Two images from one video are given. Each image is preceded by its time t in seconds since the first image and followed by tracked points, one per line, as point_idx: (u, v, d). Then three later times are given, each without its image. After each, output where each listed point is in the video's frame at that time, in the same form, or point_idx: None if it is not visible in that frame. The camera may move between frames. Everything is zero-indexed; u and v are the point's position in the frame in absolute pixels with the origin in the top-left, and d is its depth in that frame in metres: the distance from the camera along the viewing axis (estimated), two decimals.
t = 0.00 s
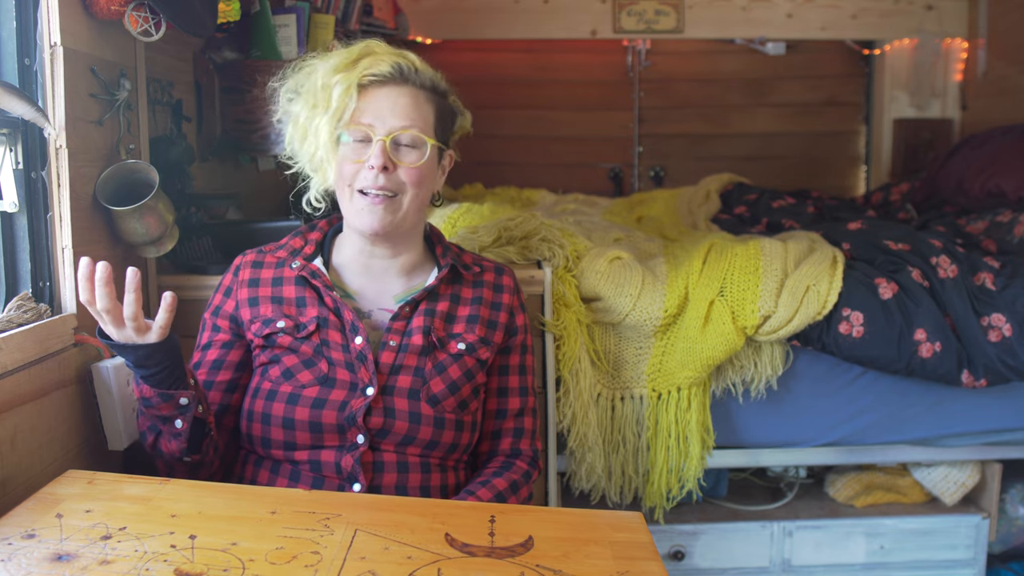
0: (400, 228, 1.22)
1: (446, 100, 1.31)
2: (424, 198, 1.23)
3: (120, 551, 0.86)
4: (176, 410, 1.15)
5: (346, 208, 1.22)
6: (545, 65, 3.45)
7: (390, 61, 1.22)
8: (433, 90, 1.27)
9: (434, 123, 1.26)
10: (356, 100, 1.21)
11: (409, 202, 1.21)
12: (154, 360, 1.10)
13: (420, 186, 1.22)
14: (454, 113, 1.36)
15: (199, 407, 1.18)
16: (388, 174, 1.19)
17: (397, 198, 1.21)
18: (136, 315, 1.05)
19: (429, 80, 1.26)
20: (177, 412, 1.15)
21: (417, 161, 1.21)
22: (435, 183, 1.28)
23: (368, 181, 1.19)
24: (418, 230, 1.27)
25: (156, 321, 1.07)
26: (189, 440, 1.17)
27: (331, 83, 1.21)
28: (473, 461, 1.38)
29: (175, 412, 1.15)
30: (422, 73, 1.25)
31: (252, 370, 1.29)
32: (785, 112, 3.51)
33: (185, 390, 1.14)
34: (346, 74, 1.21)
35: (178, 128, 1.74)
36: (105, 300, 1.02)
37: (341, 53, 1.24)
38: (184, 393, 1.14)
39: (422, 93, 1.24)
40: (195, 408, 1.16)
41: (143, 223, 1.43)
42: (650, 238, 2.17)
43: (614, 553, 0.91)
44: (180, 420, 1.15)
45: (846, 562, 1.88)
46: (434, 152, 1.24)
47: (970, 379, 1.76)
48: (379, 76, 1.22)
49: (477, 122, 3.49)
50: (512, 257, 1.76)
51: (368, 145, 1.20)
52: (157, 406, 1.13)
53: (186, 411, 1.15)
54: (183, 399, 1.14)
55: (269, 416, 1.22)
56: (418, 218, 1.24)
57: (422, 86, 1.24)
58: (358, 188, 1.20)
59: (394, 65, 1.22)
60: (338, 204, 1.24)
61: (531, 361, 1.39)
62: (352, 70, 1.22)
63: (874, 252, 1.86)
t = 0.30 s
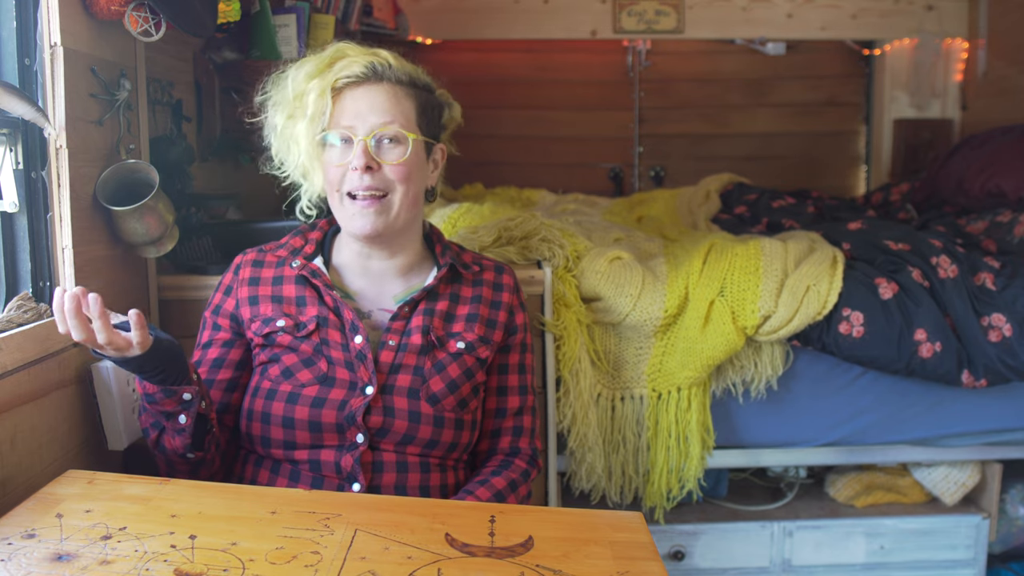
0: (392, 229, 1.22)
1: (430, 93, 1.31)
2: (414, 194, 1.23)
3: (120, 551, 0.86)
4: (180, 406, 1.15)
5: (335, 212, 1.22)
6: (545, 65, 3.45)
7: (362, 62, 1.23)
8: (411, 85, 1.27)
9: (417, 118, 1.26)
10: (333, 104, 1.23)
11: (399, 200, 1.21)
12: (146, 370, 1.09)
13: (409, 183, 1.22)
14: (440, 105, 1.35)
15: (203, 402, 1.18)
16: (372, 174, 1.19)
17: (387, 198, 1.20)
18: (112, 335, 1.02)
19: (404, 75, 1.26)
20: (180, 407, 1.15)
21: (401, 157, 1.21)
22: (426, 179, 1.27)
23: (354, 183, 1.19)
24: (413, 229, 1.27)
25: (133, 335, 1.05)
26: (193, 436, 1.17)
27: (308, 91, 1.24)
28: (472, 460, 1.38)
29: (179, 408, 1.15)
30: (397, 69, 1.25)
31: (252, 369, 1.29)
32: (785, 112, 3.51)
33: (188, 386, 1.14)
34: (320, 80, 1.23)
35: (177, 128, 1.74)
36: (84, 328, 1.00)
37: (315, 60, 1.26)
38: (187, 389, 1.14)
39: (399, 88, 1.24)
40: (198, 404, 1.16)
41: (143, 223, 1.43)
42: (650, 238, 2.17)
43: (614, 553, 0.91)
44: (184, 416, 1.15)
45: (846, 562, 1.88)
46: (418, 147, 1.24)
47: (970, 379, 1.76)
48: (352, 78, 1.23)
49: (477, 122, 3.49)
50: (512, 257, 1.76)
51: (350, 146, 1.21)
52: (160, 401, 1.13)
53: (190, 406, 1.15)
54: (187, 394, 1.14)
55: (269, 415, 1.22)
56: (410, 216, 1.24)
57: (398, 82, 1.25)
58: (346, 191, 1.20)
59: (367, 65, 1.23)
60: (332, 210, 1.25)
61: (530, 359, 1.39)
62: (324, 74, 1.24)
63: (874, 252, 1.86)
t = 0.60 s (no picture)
0: (411, 233, 1.23)
1: (434, 95, 1.31)
2: (430, 197, 1.24)
3: (120, 551, 0.86)
4: (179, 407, 1.15)
5: (355, 219, 1.22)
6: (545, 65, 3.45)
7: (374, 66, 1.22)
8: (420, 88, 1.27)
9: (427, 119, 1.27)
10: (346, 110, 1.20)
11: (418, 205, 1.22)
12: (144, 367, 1.08)
13: (427, 187, 1.23)
14: (440, 106, 1.36)
15: (202, 403, 1.18)
16: (396, 180, 1.19)
17: (407, 203, 1.21)
18: (110, 332, 1.00)
19: (413, 77, 1.25)
20: (180, 408, 1.15)
21: (420, 162, 1.21)
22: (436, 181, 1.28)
23: (378, 190, 1.19)
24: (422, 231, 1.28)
25: (130, 334, 1.02)
26: (192, 437, 1.17)
27: (320, 96, 1.21)
28: (473, 461, 1.38)
29: (179, 409, 1.15)
30: (408, 73, 1.25)
31: (254, 370, 1.29)
32: (785, 112, 3.51)
33: (188, 387, 1.14)
34: (332, 85, 1.20)
35: (177, 128, 1.74)
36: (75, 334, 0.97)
37: (321, 64, 1.23)
38: (186, 389, 1.14)
39: (412, 92, 1.24)
40: (197, 405, 1.16)
41: (143, 223, 1.43)
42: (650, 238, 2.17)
43: (614, 553, 0.92)
44: (183, 416, 1.15)
45: (846, 562, 1.88)
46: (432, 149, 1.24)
47: (970, 379, 1.76)
48: (365, 82, 1.21)
49: (476, 122, 3.49)
50: (512, 257, 1.75)
51: (370, 153, 1.20)
52: (160, 402, 1.13)
53: (189, 407, 1.15)
54: (186, 395, 1.14)
55: (271, 416, 1.22)
56: (426, 219, 1.25)
57: (409, 86, 1.24)
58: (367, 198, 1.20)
59: (379, 69, 1.22)
60: (345, 215, 1.24)
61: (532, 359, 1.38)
62: (335, 79, 1.21)
63: (874, 252, 1.86)
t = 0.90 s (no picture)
0: (407, 240, 1.24)
1: (443, 103, 1.31)
2: (430, 207, 1.25)
3: (120, 551, 0.86)
4: (179, 414, 1.15)
5: (352, 224, 1.22)
6: (545, 65, 3.45)
7: (383, 73, 1.21)
8: (428, 96, 1.26)
9: (433, 127, 1.26)
10: (351, 116, 1.20)
11: (417, 214, 1.23)
12: (142, 381, 1.07)
13: (427, 197, 1.23)
14: (450, 112, 1.35)
15: (202, 410, 1.18)
16: (396, 189, 1.19)
17: (405, 212, 1.21)
18: (100, 354, 0.99)
19: (422, 84, 1.25)
20: (180, 416, 1.15)
21: (422, 173, 1.21)
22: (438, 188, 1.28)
23: (376, 198, 1.19)
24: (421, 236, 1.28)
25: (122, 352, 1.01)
26: (193, 444, 1.17)
27: (325, 100, 1.20)
28: (473, 462, 1.38)
29: (178, 416, 1.15)
30: (417, 81, 1.24)
31: (254, 373, 1.29)
32: (785, 112, 3.50)
33: (187, 395, 1.14)
34: (339, 90, 1.19)
35: (177, 128, 1.74)
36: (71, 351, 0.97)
37: (331, 67, 1.22)
38: (185, 398, 1.14)
39: (419, 101, 1.24)
40: (197, 412, 1.16)
41: (143, 223, 1.43)
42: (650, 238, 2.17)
43: (614, 553, 0.91)
44: (183, 424, 1.16)
45: (846, 562, 1.88)
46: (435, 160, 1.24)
47: (970, 379, 1.76)
48: (373, 89, 1.20)
49: (476, 122, 3.48)
50: (512, 257, 1.75)
51: (371, 160, 1.20)
52: (160, 410, 1.13)
53: (189, 415, 1.15)
54: (185, 403, 1.14)
55: (271, 419, 1.22)
56: (425, 228, 1.25)
57: (417, 95, 1.24)
58: (365, 205, 1.20)
59: (388, 77, 1.21)
60: (342, 217, 1.24)
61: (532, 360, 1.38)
62: (343, 83, 1.20)
63: (874, 252, 1.86)
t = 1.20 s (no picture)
0: (408, 238, 1.24)
1: (444, 102, 1.31)
2: (431, 205, 1.25)
3: (120, 551, 0.86)
4: (178, 416, 1.15)
5: (353, 220, 1.22)
6: (545, 65, 3.45)
7: (387, 71, 1.21)
8: (430, 95, 1.26)
9: (434, 127, 1.26)
10: (355, 112, 1.20)
11: (418, 212, 1.23)
12: (141, 382, 1.07)
13: (428, 195, 1.23)
14: (451, 112, 1.35)
15: (202, 411, 1.18)
16: (397, 186, 1.19)
17: (406, 209, 1.21)
18: (101, 354, 0.99)
19: (425, 83, 1.25)
20: (180, 417, 1.15)
21: (423, 170, 1.21)
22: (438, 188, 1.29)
23: (377, 194, 1.19)
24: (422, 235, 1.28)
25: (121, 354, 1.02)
26: (192, 445, 1.17)
27: (329, 96, 1.20)
28: (474, 462, 1.38)
29: (178, 417, 1.15)
30: (420, 80, 1.24)
31: (253, 373, 1.29)
32: (785, 112, 3.50)
33: (187, 396, 1.14)
34: (343, 86, 1.19)
35: (177, 128, 1.74)
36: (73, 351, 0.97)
37: (335, 64, 1.22)
38: (185, 399, 1.14)
39: (421, 100, 1.24)
40: (197, 413, 1.16)
41: (143, 223, 1.43)
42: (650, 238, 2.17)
43: (614, 553, 0.91)
44: (183, 425, 1.15)
45: (846, 562, 1.88)
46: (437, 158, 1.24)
47: (970, 380, 1.76)
48: (376, 86, 1.20)
49: (476, 122, 3.48)
50: (512, 257, 1.75)
51: (373, 157, 1.20)
52: (159, 411, 1.13)
53: (188, 416, 1.15)
54: (185, 404, 1.14)
55: (271, 420, 1.22)
56: (425, 226, 1.25)
57: (420, 93, 1.24)
58: (367, 202, 1.20)
59: (392, 74, 1.21)
60: (343, 214, 1.24)
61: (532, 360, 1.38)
62: (347, 80, 1.20)
63: (874, 252, 1.86)
